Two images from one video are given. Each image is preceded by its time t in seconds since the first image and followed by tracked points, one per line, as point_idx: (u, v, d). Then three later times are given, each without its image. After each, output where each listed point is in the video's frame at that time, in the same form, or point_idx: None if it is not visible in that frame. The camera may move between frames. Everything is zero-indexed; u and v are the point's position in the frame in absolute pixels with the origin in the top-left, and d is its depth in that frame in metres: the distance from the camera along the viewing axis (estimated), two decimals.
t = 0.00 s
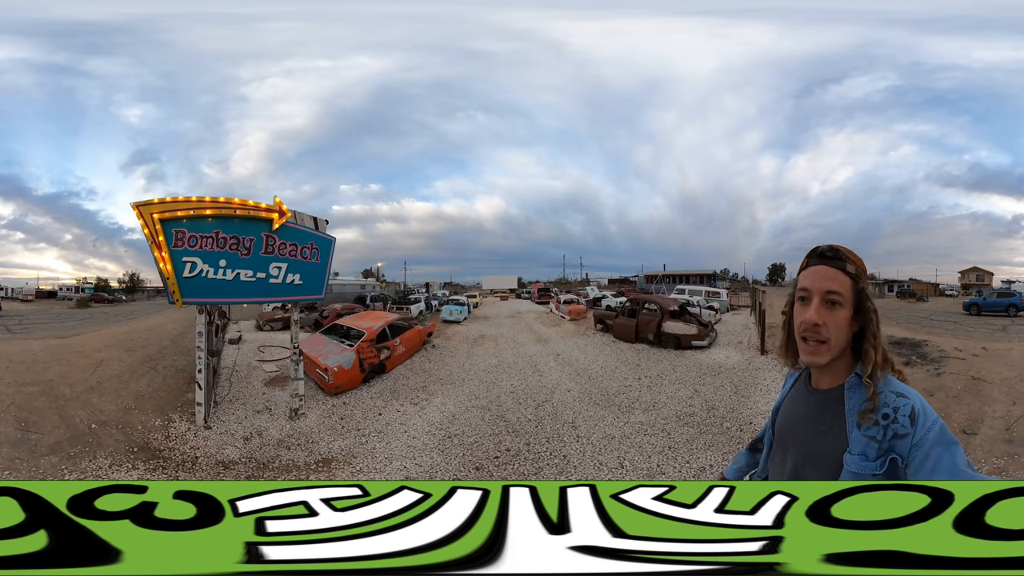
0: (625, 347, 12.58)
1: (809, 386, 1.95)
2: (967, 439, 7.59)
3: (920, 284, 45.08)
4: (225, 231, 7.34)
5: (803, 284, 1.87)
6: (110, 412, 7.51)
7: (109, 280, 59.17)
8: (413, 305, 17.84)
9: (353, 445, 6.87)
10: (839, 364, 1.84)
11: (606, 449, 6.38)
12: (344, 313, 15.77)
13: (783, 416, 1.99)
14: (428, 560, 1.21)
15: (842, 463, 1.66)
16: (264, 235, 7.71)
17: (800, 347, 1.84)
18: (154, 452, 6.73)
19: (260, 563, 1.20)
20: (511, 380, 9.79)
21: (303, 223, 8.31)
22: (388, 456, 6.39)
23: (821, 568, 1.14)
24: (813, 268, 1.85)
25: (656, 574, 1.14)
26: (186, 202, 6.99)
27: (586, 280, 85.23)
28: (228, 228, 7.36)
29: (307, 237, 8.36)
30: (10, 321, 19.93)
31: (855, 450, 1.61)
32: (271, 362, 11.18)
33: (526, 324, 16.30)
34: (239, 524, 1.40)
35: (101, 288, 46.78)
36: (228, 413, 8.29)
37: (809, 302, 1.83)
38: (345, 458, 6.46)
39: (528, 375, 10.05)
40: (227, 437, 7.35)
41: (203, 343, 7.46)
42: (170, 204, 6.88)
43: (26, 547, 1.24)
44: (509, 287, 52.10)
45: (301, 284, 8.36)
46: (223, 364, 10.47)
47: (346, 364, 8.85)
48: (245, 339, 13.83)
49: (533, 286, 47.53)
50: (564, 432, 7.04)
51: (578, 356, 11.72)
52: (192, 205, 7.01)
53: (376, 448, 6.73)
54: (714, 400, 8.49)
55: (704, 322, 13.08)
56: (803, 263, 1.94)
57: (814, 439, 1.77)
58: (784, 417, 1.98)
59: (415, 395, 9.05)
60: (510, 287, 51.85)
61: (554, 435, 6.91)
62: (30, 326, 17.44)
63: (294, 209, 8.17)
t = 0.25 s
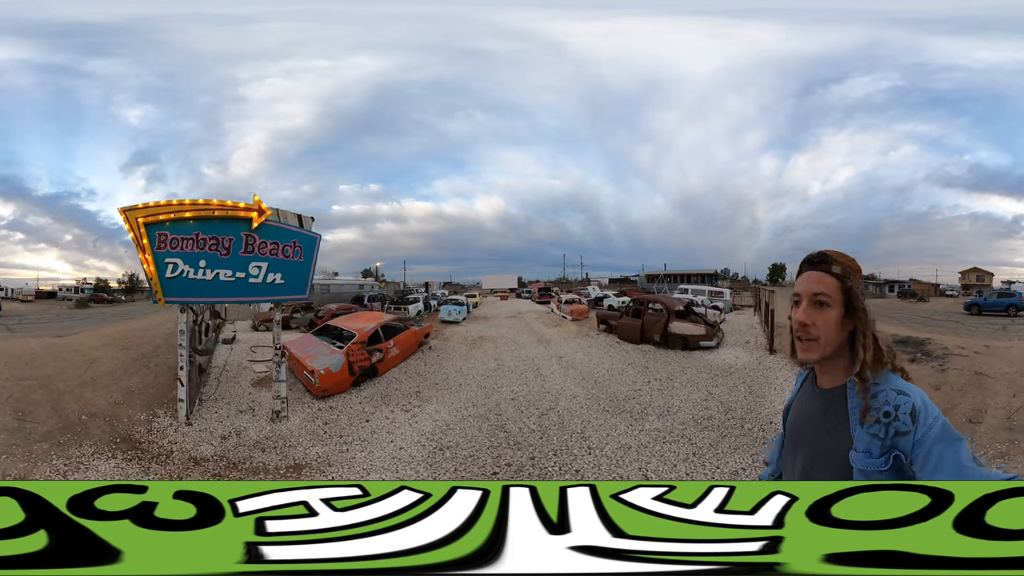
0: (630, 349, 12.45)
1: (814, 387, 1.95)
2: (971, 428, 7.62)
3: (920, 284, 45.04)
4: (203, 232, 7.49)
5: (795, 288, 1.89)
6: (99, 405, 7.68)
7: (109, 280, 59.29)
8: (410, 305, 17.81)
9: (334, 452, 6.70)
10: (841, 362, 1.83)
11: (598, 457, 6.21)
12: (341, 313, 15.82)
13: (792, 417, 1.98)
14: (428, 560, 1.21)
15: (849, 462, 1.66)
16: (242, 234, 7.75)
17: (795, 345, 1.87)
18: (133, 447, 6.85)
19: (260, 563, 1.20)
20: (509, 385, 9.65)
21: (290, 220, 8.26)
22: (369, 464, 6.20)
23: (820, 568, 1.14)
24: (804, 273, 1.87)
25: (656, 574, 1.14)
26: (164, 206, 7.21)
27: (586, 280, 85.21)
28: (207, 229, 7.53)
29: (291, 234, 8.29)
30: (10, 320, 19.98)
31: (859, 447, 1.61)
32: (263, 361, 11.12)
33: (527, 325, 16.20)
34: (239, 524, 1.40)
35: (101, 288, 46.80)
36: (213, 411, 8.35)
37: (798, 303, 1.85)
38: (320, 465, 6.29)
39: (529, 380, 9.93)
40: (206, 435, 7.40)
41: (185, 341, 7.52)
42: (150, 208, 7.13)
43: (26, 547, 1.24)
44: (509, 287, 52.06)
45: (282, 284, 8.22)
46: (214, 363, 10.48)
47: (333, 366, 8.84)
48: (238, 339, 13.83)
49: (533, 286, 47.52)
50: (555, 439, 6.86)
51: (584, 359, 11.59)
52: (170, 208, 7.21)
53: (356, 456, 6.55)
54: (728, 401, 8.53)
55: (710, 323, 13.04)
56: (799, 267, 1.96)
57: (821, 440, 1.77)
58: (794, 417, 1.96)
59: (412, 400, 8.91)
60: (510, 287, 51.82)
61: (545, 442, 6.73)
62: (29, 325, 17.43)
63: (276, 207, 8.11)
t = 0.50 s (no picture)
0: (635, 351, 12.35)
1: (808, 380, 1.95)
2: (979, 418, 8.31)
3: (920, 283, 45.13)
4: (186, 233, 7.73)
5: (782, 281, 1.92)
6: (90, 398, 7.96)
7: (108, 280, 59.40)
8: (408, 305, 17.80)
9: (312, 457, 6.66)
10: (826, 354, 1.85)
11: (581, 465, 6.14)
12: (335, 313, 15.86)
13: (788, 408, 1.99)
14: (428, 560, 1.21)
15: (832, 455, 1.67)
16: (224, 234, 7.94)
17: (782, 335, 1.92)
18: (119, 438, 7.07)
19: (260, 563, 1.20)
20: (504, 390, 9.58)
21: (274, 220, 8.37)
22: (344, 470, 6.15)
23: (821, 569, 1.14)
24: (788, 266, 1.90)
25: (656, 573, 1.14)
26: (150, 209, 7.53)
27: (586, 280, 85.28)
28: (191, 230, 7.78)
29: (274, 233, 8.34)
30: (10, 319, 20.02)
31: (843, 443, 1.61)
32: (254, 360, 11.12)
33: (526, 326, 16.13)
34: (239, 524, 1.40)
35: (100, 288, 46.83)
36: (201, 405, 8.52)
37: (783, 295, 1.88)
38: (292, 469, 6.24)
39: (529, 385, 9.86)
40: (190, 429, 7.57)
41: (172, 339, 7.80)
42: (137, 211, 7.46)
43: (26, 546, 1.24)
44: (510, 287, 52.16)
45: (265, 282, 8.32)
46: (206, 360, 10.64)
47: (320, 367, 8.83)
48: (230, 338, 13.87)
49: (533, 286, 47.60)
50: (540, 448, 6.80)
51: (589, 362, 11.50)
52: (155, 211, 7.50)
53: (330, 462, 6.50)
54: (742, 404, 8.54)
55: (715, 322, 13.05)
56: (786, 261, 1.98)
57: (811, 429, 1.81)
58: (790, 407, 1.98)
59: (405, 405, 8.85)
60: (510, 286, 51.87)
61: (529, 451, 6.67)
62: (28, 325, 17.40)
63: (258, 207, 8.19)
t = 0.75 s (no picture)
0: (641, 357, 12.17)
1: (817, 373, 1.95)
2: (985, 409, 8.55)
3: (920, 283, 45.16)
4: (171, 238, 7.83)
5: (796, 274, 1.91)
6: (84, 392, 8.08)
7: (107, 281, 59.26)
8: (406, 306, 17.78)
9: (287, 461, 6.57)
10: (839, 350, 1.85)
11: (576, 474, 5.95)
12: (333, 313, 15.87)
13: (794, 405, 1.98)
14: (428, 560, 1.21)
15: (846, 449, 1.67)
16: (207, 238, 8.01)
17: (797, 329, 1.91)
18: (107, 429, 7.21)
19: (260, 563, 1.20)
20: (499, 396, 9.45)
21: (257, 222, 8.34)
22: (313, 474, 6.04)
23: (820, 568, 1.14)
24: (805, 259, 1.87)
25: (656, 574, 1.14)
26: (136, 216, 7.65)
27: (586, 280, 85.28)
28: (175, 235, 7.87)
29: (256, 235, 8.33)
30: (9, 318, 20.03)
31: (857, 436, 1.62)
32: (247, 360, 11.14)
33: (526, 328, 16.08)
34: (239, 524, 1.40)
35: (100, 289, 46.83)
36: (192, 401, 8.62)
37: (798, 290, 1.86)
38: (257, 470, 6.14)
39: (527, 392, 9.72)
40: (178, 423, 7.68)
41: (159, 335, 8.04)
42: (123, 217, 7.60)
43: (27, 546, 1.24)
44: (510, 287, 52.24)
45: (247, 284, 8.35)
46: (197, 359, 10.73)
47: (305, 370, 8.76)
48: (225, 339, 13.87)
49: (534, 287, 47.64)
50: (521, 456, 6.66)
51: (592, 369, 11.36)
52: (140, 218, 7.61)
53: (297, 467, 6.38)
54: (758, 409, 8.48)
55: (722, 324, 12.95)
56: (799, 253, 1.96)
57: (822, 426, 1.79)
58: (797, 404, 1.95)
59: (396, 411, 8.72)
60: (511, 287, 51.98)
61: (509, 458, 6.55)
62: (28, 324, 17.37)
63: (240, 212, 8.19)
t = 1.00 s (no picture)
0: (648, 360, 11.81)
1: (821, 376, 1.93)
2: (987, 403, 8.59)
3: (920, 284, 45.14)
4: (160, 240, 7.88)
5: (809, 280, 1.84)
6: (80, 386, 8.16)
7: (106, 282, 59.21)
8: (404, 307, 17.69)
9: (266, 464, 6.22)
10: (851, 357, 1.82)
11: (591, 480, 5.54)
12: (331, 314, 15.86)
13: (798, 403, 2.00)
14: (428, 560, 1.21)
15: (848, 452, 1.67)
16: (194, 240, 8.02)
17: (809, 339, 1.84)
18: (101, 421, 7.30)
19: (260, 563, 1.20)
20: (498, 400, 9.07)
21: (243, 222, 8.25)
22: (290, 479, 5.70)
23: (820, 568, 1.14)
24: (819, 263, 1.81)
25: (657, 573, 1.14)
26: (127, 220, 7.76)
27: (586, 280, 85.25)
28: (164, 237, 7.91)
29: (241, 234, 8.24)
30: (8, 318, 20.00)
31: (857, 441, 1.62)
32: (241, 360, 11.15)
33: (527, 329, 16.00)
34: (239, 524, 1.40)
35: (99, 290, 46.79)
36: (182, 398, 8.69)
37: (818, 297, 1.80)
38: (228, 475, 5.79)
39: (528, 395, 9.34)
40: (172, 418, 7.75)
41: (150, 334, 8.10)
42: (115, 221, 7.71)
43: (27, 546, 1.24)
44: (510, 287, 52.23)
45: (232, 284, 8.23)
46: (189, 357, 10.80)
47: (294, 372, 8.51)
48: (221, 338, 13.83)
49: (534, 287, 47.60)
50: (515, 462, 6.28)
51: (596, 371, 10.98)
52: (131, 221, 7.72)
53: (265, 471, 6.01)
54: (771, 410, 8.35)
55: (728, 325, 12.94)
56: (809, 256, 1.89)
57: (824, 430, 1.80)
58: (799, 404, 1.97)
59: (389, 414, 8.35)
60: (511, 287, 51.97)
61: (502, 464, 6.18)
62: (28, 324, 17.33)
63: (227, 211, 8.12)
